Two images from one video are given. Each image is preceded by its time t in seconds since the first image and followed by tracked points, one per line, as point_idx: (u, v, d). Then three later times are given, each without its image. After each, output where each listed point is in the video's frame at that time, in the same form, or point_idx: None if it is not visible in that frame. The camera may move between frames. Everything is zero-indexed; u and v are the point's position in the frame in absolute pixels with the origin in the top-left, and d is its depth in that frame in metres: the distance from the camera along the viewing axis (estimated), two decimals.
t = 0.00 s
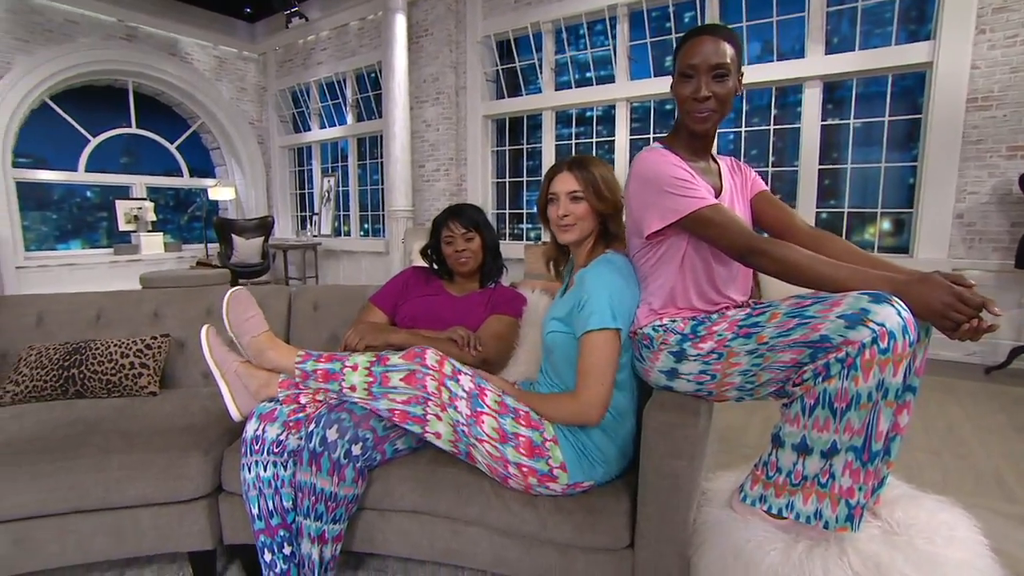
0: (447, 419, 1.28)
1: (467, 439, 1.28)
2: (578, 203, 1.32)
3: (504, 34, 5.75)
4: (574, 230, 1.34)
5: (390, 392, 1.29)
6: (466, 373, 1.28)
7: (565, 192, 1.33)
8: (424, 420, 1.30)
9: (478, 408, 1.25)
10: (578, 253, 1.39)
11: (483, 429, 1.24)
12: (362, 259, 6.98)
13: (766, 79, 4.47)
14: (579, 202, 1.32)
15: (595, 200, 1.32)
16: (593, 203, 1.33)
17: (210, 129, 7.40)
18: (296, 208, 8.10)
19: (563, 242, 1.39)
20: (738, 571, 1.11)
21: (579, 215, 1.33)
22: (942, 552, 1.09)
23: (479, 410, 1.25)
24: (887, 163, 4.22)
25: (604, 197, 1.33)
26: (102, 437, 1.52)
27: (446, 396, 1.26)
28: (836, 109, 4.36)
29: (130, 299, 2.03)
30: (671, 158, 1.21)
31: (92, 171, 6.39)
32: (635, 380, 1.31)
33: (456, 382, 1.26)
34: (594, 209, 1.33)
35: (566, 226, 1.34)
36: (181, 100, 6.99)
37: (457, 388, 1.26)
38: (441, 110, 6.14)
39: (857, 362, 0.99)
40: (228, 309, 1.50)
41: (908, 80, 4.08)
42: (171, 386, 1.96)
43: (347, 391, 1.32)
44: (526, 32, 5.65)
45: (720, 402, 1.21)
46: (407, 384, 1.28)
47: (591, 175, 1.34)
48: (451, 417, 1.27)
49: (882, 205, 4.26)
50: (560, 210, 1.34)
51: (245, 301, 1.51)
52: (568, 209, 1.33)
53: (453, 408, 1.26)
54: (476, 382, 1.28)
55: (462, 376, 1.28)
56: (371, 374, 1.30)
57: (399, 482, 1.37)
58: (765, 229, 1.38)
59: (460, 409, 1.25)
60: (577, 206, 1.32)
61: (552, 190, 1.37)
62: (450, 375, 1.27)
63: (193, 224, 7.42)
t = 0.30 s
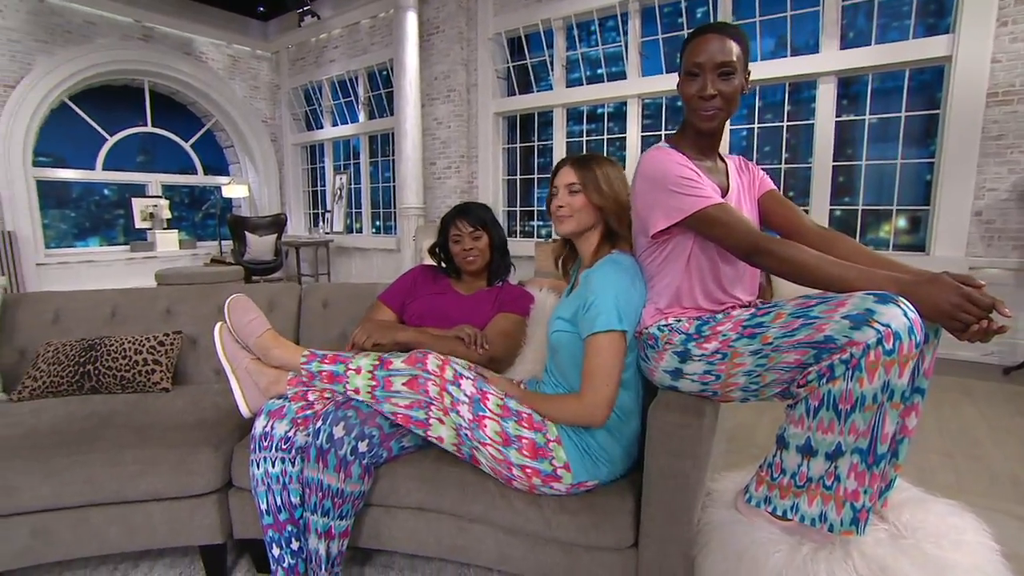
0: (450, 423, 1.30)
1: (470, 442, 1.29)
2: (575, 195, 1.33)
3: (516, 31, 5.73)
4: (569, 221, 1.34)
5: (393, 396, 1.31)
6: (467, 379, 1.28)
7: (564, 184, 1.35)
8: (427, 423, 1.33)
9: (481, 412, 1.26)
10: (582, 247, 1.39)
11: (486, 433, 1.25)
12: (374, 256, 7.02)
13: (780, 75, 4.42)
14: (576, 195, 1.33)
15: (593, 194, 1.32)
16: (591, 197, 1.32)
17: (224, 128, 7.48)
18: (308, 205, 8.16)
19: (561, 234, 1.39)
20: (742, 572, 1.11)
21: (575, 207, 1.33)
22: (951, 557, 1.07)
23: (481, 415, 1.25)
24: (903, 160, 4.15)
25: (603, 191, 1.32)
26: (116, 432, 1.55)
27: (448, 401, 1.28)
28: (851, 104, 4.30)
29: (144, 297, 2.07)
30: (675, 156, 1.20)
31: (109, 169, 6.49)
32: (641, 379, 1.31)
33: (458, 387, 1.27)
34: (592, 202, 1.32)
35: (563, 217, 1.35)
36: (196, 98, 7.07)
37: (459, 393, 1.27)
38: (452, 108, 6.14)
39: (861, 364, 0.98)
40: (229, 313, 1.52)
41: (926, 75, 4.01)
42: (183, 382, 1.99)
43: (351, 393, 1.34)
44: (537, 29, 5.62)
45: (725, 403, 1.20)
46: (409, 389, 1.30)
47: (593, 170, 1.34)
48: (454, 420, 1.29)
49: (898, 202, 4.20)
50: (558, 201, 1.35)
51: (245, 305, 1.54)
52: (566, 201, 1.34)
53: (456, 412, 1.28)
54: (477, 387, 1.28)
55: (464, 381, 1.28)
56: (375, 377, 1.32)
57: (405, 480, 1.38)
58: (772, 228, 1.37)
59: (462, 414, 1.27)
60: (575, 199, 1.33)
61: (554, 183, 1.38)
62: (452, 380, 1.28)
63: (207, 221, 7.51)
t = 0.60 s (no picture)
0: (452, 429, 1.32)
1: (472, 448, 1.31)
2: (571, 189, 1.36)
3: (526, 28, 5.72)
4: (564, 214, 1.37)
5: (396, 403, 1.34)
6: (468, 388, 1.29)
7: (562, 180, 1.39)
8: (429, 428, 1.35)
9: (483, 420, 1.27)
10: (583, 241, 1.41)
11: (489, 439, 1.26)
12: (385, 253, 7.06)
13: (793, 71, 4.37)
14: (572, 189, 1.36)
15: (589, 188, 1.34)
16: (588, 192, 1.34)
17: (237, 125, 7.54)
18: (320, 202, 8.18)
19: (560, 229, 1.41)
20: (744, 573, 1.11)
21: (570, 201, 1.35)
22: (957, 561, 1.06)
23: (484, 423, 1.27)
24: (919, 157, 4.09)
25: (598, 186, 1.34)
26: (128, 427, 1.58)
27: (449, 410, 1.29)
28: (866, 100, 4.24)
29: (157, 295, 2.10)
30: (678, 156, 1.20)
31: (125, 167, 6.58)
32: (645, 379, 1.31)
33: (459, 397, 1.28)
34: (588, 197, 1.34)
35: (560, 211, 1.38)
36: (209, 97, 7.14)
37: (461, 403, 1.28)
38: (463, 105, 6.15)
39: (866, 366, 0.97)
40: (234, 315, 1.55)
41: (943, 69, 3.95)
42: (194, 378, 2.02)
43: (355, 399, 1.37)
44: (548, 26, 5.61)
45: (729, 404, 1.20)
46: (411, 397, 1.32)
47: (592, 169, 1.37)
48: (456, 427, 1.30)
49: (913, 199, 4.15)
50: (557, 197, 1.38)
51: (249, 305, 1.56)
52: (563, 196, 1.37)
53: (458, 420, 1.29)
54: (479, 395, 1.29)
55: (465, 390, 1.29)
56: (377, 383, 1.34)
57: (411, 478, 1.39)
58: (778, 228, 1.36)
59: (465, 422, 1.28)
60: (570, 192, 1.35)
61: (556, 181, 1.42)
62: (452, 390, 1.29)
63: (221, 218, 7.59)
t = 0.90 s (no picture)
0: (460, 428, 1.33)
1: (480, 447, 1.32)
2: (577, 192, 1.38)
3: (538, 25, 5.70)
4: (571, 217, 1.39)
5: (404, 402, 1.35)
6: (477, 386, 1.31)
7: (569, 183, 1.41)
8: (437, 428, 1.36)
9: (491, 419, 1.28)
10: (590, 244, 1.43)
11: (496, 438, 1.27)
12: (397, 251, 7.10)
13: (807, 68, 4.32)
14: (578, 192, 1.37)
15: (595, 190, 1.36)
16: (594, 195, 1.35)
17: (251, 124, 7.61)
18: (332, 200, 8.22)
19: (568, 232, 1.43)
20: None
21: (577, 204, 1.37)
22: (965, 568, 1.06)
23: (492, 421, 1.28)
24: (936, 154, 4.03)
25: (605, 189, 1.36)
26: (143, 424, 1.61)
27: (457, 409, 1.31)
28: (883, 97, 4.18)
29: (171, 294, 2.14)
30: (684, 158, 1.20)
31: (142, 166, 6.69)
32: (651, 381, 1.31)
33: (467, 395, 1.30)
34: (595, 200, 1.35)
35: (567, 214, 1.40)
36: (224, 96, 7.22)
37: (469, 401, 1.30)
38: (474, 103, 6.16)
39: (873, 370, 0.97)
40: (246, 316, 1.58)
41: (963, 65, 3.88)
42: (208, 376, 2.05)
43: (364, 398, 1.39)
44: (560, 23, 5.59)
45: (735, 407, 1.20)
46: (419, 396, 1.33)
47: (598, 172, 1.38)
48: (464, 426, 1.31)
49: (930, 197, 4.09)
50: (563, 200, 1.40)
51: (260, 306, 1.59)
52: (570, 199, 1.39)
53: (465, 419, 1.30)
54: (487, 394, 1.30)
55: (473, 389, 1.31)
56: (386, 384, 1.36)
57: (419, 477, 1.41)
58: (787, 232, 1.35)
59: (472, 420, 1.29)
60: (577, 195, 1.37)
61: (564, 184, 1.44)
62: (461, 388, 1.30)
63: (235, 216, 7.68)
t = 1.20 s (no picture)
0: (466, 428, 1.34)
1: (485, 447, 1.33)
2: (583, 193, 1.38)
3: (549, 22, 5.68)
4: (576, 218, 1.40)
5: (411, 402, 1.37)
6: (481, 387, 1.31)
7: (575, 185, 1.41)
8: (443, 427, 1.38)
9: (495, 419, 1.29)
10: (595, 246, 1.44)
11: (501, 438, 1.28)
12: (408, 248, 7.13)
13: (821, 64, 4.27)
14: (584, 193, 1.38)
15: (600, 192, 1.36)
16: (599, 198, 1.36)
17: (264, 122, 7.68)
18: (345, 197, 8.26)
19: (573, 233, 1.44)
20: None
21: (582, 205, 1.38)
22: None
23: (496, 422, 1.29)
24: (954, 151, 3.96)
25: (610, 191, 1.36)
26: (156, 421, 1.64)
27: (462, 409, 1.32)
28: (899, 93, 4.12)
29: (184, 292, 2.17)
30: (684, 159, 1.20)
31: (157, 164, 6.78)
32: (656, 383, 1.32)
33: (473, 396, 1.31)
34: (601, 202, 1.36)
35: (572, 215, 1.40)
36: (238, 94, 7.28)
37: (474, 401, 1.31)
38: (486, 100, 6.16)
39: (874, 366, 0.97)
40: (254, 316, 1.60)
41: (983, 59, 3.80)
42: (220, 373, 2.09)
43: (371, 398, 1.41)
44: (571, 19, 5.57)
45: (739, 407, 1.21)
46: (426, 397, 1.35)
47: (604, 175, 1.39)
48: (469, 426, 1.33)
49: (946, 195, 4.03)
50: (569, 201, 1.41)
51: (268, 306, 1.61)
52: (575, 200, 1.40)
53: (471, 419, 1.31)
54: (492, 394, 1.31)
55: (479, 389, 1.31)
56: (392, 383, 1.38)
57: (425, 475, 1.43)
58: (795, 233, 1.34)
59: (478, 421, 1.31)
60: (583, 196, 1.38)
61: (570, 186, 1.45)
62: (466, 389, 1.31)
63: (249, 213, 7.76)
